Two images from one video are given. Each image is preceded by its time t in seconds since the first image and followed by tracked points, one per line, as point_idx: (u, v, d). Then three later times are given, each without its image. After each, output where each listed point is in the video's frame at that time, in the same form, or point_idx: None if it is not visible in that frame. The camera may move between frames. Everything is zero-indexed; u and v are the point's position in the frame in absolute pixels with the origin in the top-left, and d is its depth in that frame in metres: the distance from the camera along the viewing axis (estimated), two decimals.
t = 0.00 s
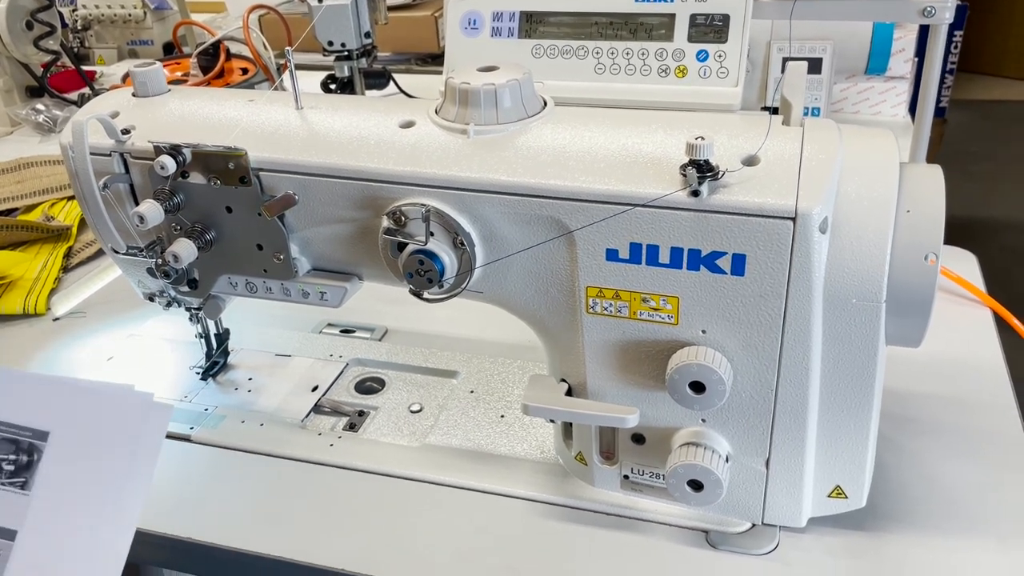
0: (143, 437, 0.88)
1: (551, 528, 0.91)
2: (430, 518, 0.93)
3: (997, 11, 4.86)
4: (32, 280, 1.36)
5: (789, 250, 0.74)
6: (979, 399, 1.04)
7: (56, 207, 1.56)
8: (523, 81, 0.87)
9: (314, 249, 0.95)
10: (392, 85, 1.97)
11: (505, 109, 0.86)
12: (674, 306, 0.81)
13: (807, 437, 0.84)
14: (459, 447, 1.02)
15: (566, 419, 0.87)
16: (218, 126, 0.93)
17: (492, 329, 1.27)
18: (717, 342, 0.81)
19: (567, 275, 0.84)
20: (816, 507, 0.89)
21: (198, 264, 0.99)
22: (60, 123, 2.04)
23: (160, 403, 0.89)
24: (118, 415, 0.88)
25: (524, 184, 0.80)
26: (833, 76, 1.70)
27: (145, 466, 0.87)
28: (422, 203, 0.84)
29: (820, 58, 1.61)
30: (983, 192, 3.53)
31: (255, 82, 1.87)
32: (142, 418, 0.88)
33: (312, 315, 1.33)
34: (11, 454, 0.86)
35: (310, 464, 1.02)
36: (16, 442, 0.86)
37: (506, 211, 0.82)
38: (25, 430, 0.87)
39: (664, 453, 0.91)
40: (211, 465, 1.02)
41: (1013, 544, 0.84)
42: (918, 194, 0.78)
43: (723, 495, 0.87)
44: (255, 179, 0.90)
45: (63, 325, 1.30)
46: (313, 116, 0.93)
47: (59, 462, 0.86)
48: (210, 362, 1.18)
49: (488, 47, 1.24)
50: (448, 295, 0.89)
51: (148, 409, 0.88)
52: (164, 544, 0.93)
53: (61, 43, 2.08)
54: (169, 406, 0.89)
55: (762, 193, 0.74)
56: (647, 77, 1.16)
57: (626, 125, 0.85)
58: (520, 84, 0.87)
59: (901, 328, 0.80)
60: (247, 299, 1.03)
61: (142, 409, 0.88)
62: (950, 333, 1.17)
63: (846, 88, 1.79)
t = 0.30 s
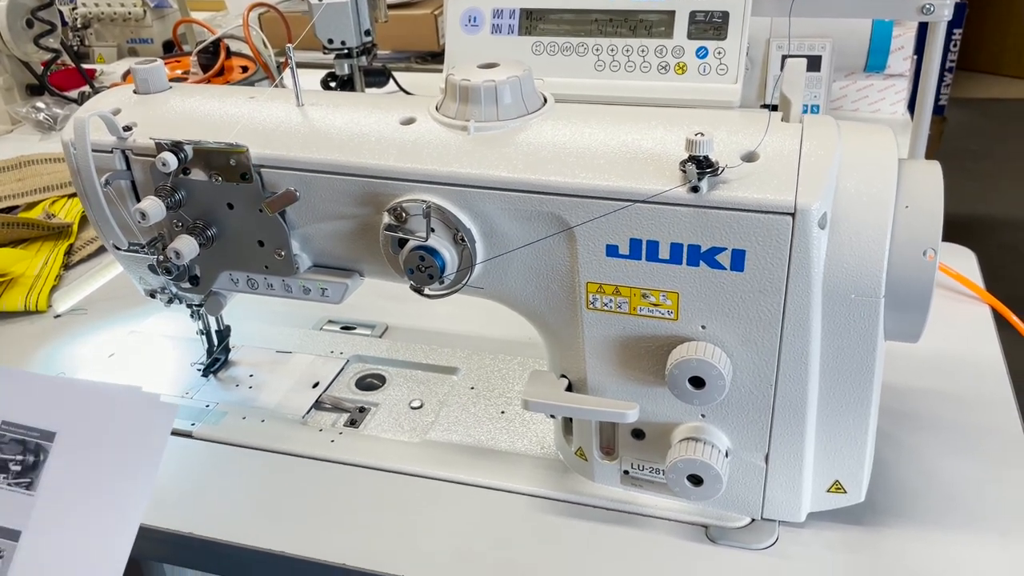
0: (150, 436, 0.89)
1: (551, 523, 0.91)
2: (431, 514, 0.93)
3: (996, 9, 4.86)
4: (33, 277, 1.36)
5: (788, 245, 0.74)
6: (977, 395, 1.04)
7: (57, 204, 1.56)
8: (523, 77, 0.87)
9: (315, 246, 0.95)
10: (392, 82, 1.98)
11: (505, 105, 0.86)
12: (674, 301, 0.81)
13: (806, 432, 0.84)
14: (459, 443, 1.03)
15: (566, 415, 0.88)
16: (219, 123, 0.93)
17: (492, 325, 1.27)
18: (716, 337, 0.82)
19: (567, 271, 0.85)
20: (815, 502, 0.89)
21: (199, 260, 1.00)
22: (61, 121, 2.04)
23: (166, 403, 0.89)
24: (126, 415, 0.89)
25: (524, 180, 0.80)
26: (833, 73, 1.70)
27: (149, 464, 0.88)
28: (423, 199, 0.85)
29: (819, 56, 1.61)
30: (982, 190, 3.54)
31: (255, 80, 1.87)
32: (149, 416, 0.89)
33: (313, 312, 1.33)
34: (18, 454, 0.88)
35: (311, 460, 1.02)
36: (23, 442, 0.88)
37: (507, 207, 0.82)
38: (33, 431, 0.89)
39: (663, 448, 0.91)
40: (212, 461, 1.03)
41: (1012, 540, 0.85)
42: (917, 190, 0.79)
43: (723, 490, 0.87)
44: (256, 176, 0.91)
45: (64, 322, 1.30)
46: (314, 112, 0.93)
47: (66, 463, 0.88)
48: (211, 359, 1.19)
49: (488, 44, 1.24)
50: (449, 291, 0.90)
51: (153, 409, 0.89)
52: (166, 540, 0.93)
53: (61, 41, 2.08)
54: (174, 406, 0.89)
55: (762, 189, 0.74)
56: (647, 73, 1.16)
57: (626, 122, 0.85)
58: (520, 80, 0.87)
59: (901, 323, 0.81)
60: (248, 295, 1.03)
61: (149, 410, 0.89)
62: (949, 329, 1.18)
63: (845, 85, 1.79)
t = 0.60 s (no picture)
0: (127, 428, 0.84)
1: (550, 523, 0.91)
2: (429, 514, 0.93)
3: (996, 7, 4.85)
4: (31, 276, 1.36)
5: (787, 245, 0.74)
6: (977, 395, 1.04)
7: (56, 203, 1.56)
8: (521, 76, 0.87)
9: (313, 245, 0.95)
10: (391, 81, 1.97)
11: (504, 104, 0.86)
12: (673, 301, 0.81)
13: (806, 432, 0.84)
14: (458, 443, 1.02)
15: (565, 415, 0.88)
16: (217, 122, 0.93)
17: (491, 325, 1.27)
18: (715, 337, 0.81)
19: (566, 271, 0.84)
20: (814, 502, 0.89)
21: (197, 260, 0.99)
22: (60, 120, 2.04)
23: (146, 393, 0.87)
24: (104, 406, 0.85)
25: (522, 180, 0.80)
26: (832, 71, 1.70)
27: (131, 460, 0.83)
28: (421, 199, 0.84)
29: (818, 54, 1.60)
30: (982, 189, 3.54)
31: (253, 79, 1.86)
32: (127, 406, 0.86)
33: (311, 312, 1.33)
34: None
35: (310, 460, 1.02)
36: None
37: (505, 206, 0.82)
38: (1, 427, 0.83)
39: (662, 448, 0.91)
40: (210, 461, 1.02)
41: (1012, 540, 0.84)
42: (917, 189, 0.79)
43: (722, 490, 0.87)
44: (254, 175, 0.90)
45: (62, 322, 1.30)
46: (312, 111, 0.93)
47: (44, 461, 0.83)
48: (209, 358, 1.18)
49: (487, 43, 1.24)
50: (447, 291, 0.89)
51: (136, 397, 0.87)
52: (164, 541, 0.93)
53: (60, 39, 2.08)
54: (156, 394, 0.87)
55: (760, 189, 0.74)
56: (645, 72, 1.15)
57: (624, 121, 0.85)
58: (518, 79, 0.87)
59: (900, 323, 0.80)
60: (246, 294, 1.03)
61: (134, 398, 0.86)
62: (949, 328, 1.17)
63: (844, 84, 1.79)
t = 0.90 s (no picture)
0: (115, 421, 0.85)
1: (549, 525, 0.91)
2: (428, 516, 0.92)
3: (996, 6, 4.85)
4: (28, 277, 1.35)
5: (787, 245, 0.74)
6: (977, 395, 1.04)
7: (53, 203, 1.55)
8: (520, 76, 0.86)
9: (311, 246, 0.95)
10: (390, 81, 1.97)
11: (503, 104, 0.86)
12: (673, 302, 0.80)
13: (806, 433, 0.83)
14: (456, 444, 1.02)
15: (564, 416, 0.87)
16: (214, 123, 0.93)
17: (490, 325, 1.27)
18: (715, 339, 0.81)
19: (566, 272, 0.84)
20: (814, 504, 0.89)
21: (194, 261, 0.99)
22: (57, 119, 2.03)
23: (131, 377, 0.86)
24: (95, 397, 0.86)
25: (521, 180, 0.80)
26: (832, 71, 1.69)
27: (121, 447, 0.84)
28: (419, 199, 0.84)
29: (818, 54, 1.59)
30: (982, 188, 3.53)
31: (251, 78, 1.86)
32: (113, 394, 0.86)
33: (310, 312, 1.32)
34: None
35: (308, 461, 1.01)
36: None
37: (504, 207, 0.82)
38: None
39: (662, 450, 0.90)
40: (208, 462, 1.02)
41: (1013, 541, 0.84)
42: (917, 190, 0.78)
43: (722, 492, 0.87)
44: (251, 176, 0.90)
45: (60, 323, 1.29)
46: (310, 111, 0.92)
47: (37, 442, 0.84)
48: (207, 360, 1.18)
49: (486, 42, 1.23)
50: (446, 292, 0.89)
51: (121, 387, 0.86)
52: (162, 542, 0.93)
53: (58, 39, 2.07)
54: (143, 380, 0.86)
55: (761, 189, 0.73)
56: (645, 72, 1.15)
57: (624, 121, 0.85)
58: (517, 79, 0.86)
59: (901, 324, 0.80)
60: (243, 295, 1.02)
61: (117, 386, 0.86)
62: (949, 329, 1.17)
63: (844, 83, 1.79)
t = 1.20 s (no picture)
0: (107, 433, 0.84)
1: (549, 527, 0.90)
2: (428, 517, 0.92)
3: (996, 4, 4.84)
4: (27, 277, 1.35)
5: (789, 245, 0.73)
6: (979, 395, 1.04)
7: (52, 203, 1.55)
8: (520, 75, 0.86)
9: (310, 246, 0.94)
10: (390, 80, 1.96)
11: (503, 104, 0.85)
12: (673, 303, 0.80)
13: (808, 434, 0.83)
14: (456, 445, 1.02)
15: (564, 417, 0.87)
16: (213, 122, 0.92)
17: (490, 325, 1.26)
18: (716, 339, 0.80)
19: (566, 273, 0.83)
20: (816, 505, 0.88)
21: (193, 261, 0.99)
22: (55, 119, 2.02)
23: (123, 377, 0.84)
24: (87, 397, 0.84)
25: (521, 180, 0.79)
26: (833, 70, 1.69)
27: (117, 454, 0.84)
28: (419, 199, 0.83)
29: (819, 52, 1.59)
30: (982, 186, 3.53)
31: (250, 78, 1.85)
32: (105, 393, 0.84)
33: (309, 312, 1.32)
34: None
35: (307, 462, 1.01)
36: None
37: (504, 207, 0.81)
38: None
39: (662, 451, 0.90)
40: (207, 463, 1.02)
41: (1015, 542, 0.84)
42: (920, 189, 0.78)
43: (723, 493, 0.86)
44: (250, 176, 0.89)
45: (58, 323, 1.29)
46: (309, 111, 0.92)
47: (31, 444, 0.83)
48: (206, 360, 1.17)
49: (485, 41, 1.22)
50: (446, 293, 0.88)
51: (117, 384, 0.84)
52: (161, 544, 0.92)
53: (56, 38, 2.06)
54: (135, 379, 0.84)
55: (762, 189, 0.73)
56: (645, 71, 1.15)
57: (624, 120, 0.84)
58: (517, 79, 0.86)
59: (904, 324, 0.80)
60: (242, 295, 1.02)
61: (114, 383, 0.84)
62: (950, 328, 1.17)
63: (845, 82, 1.79)
